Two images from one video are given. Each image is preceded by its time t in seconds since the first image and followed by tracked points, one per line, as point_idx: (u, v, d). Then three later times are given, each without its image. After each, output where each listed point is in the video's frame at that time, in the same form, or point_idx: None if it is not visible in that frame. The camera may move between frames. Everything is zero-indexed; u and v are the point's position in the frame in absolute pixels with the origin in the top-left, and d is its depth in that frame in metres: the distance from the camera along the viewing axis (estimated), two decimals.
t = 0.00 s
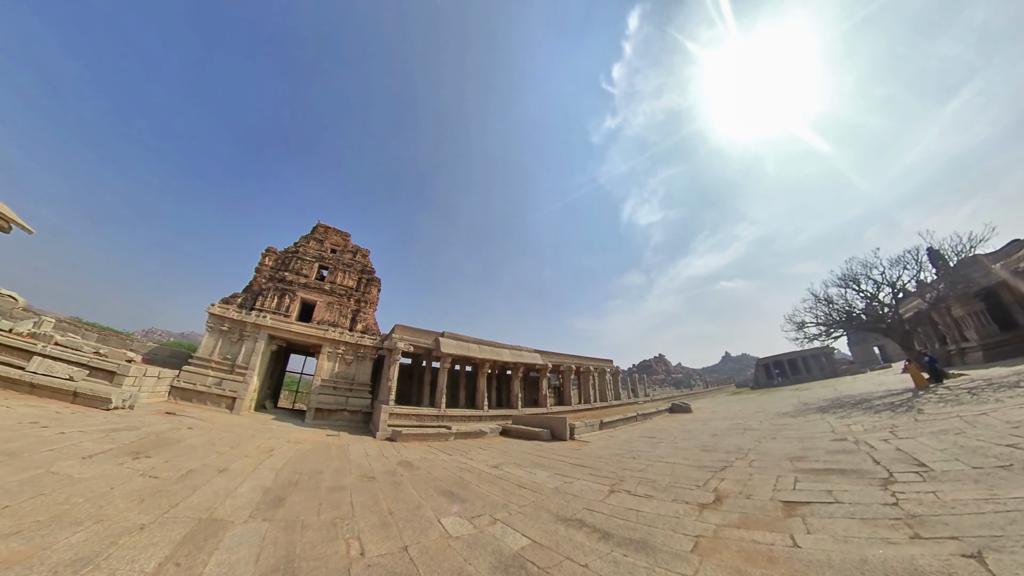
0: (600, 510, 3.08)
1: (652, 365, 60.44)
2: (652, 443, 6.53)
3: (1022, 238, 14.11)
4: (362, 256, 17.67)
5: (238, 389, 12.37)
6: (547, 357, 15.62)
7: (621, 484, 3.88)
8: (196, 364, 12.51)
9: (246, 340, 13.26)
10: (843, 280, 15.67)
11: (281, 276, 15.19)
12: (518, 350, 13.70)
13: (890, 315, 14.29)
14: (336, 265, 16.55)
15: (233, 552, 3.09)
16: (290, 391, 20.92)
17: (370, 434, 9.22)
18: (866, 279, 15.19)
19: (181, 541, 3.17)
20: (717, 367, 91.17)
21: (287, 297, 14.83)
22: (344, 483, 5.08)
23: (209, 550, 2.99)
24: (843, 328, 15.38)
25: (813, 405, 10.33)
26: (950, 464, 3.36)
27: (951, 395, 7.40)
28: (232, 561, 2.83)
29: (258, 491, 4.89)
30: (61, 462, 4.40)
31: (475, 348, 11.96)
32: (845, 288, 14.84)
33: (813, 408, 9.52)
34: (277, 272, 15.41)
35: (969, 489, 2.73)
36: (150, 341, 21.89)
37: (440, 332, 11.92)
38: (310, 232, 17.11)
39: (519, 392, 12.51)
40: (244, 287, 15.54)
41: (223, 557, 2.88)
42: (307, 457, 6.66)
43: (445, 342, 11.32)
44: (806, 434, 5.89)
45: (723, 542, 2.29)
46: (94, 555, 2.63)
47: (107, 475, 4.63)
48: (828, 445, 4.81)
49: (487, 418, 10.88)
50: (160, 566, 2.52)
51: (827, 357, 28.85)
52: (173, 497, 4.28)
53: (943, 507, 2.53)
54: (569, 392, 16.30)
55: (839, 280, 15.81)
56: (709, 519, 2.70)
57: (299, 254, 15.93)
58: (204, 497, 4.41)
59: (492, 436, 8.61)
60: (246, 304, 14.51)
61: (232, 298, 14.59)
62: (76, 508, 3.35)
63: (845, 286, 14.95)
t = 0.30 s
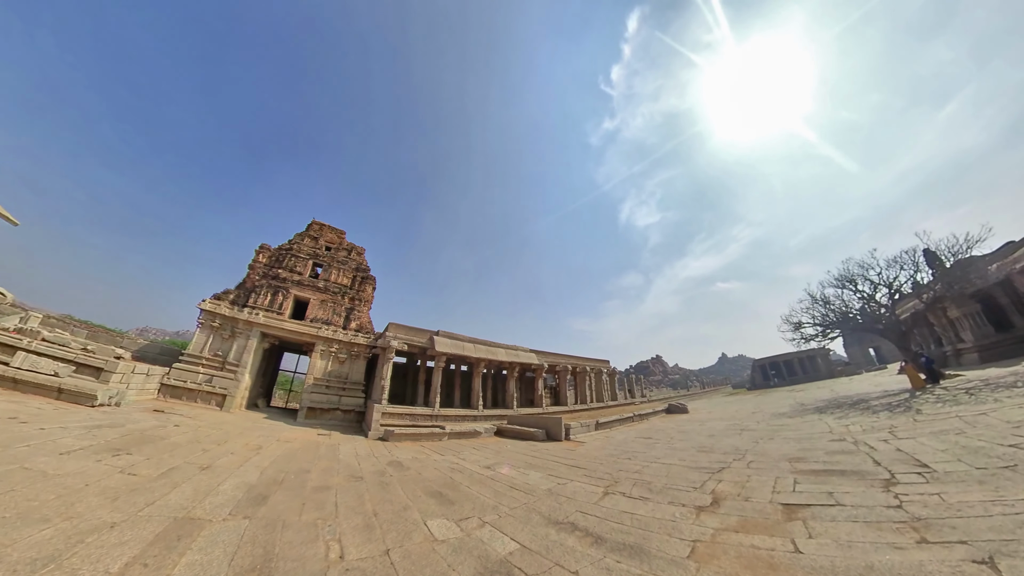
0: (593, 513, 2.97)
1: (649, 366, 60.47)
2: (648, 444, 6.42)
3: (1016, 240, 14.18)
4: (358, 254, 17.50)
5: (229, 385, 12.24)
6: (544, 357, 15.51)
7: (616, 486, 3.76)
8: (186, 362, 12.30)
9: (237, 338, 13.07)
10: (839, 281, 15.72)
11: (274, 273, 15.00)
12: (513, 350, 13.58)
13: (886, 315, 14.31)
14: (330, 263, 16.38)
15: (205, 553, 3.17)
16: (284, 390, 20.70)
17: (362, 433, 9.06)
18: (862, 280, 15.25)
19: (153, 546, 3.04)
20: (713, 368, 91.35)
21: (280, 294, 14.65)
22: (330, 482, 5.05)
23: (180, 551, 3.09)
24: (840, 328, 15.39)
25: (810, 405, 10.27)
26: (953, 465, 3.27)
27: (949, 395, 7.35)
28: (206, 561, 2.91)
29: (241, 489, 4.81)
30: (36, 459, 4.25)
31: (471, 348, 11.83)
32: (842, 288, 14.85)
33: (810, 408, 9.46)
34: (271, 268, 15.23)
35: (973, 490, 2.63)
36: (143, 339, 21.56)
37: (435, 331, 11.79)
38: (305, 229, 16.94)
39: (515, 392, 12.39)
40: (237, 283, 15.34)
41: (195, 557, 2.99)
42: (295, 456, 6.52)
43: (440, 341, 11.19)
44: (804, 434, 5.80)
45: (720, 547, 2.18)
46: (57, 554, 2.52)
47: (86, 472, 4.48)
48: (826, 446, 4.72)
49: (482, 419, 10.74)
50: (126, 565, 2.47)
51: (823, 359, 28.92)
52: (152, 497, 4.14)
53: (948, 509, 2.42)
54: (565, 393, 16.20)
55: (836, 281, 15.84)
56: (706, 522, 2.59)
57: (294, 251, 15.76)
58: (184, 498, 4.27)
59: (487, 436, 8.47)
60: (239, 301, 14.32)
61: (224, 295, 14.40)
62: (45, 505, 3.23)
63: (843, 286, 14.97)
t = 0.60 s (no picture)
0: (584, 520, 2.85)
1: (646, 367, 60.49)
2: (643, 446, 6.32)
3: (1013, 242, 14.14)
4: (352, 252, 17.31)
5: (219, 384, 12.05)
6: (539, 357, 15.40)
7: (609, 490, 3.65)
8: (176, 360, 12.09)
9: (229, 336, 12.87)
10: (835, 283, 15.74)
11: (267, 270, 14.82)
12: (508, 350, 13.46)
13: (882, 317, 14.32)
14: (324, 261, 16.19)
15: (175, 557, 3.03)
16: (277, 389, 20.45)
17: (354, 434, 8.91)
18: (858, 282, 15.27)
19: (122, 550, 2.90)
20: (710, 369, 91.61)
21: (273, 292, 14.46)
22: (316, 484, 4.93)
23: (147, 556, 2.95)
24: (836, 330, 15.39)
25: (806, 406, 10.22)
26: (955, 469, 3.18)
27: (946, 397, 7.31)
28: (174, 568, 2.80)
29: (222, 490, 4.67)
30: (8, 458, 4.09)
31: (465, 348, 11.71)
32: (839, 289, 14.86)
33: (806, 410, 9.42)
34: (263, 266, 15.03)
35: (978, 496, 2.54)
36: (133, 337, 21.20)
37: (429, 330, 11.65)
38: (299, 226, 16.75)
39: (510, 392, 12.28)
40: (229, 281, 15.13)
41: (164, 563, 2.86)
42: (282, 457, 6.36)
43: (433, 341, 11.06)
44: (801, 437, 5.72)
45: (716, 558, 2.07)
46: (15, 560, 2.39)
47: (61, 472, 4.33)
48: (825, 449, 4.62)
49: (476, 419, 10.62)
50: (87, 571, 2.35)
51: (819, 360, 29.03)
52: (128, 500, 3.98)
53: (953, 517, 2.32)
54: (561, 393, 16.09)
55: (832, 282, 15.85)
56: (700, 530, 2.48)
57: (287, 249, 15.57)
58: (162, 501, 4.12)
59: (480, 437, 8.35)
60: (231, 298, 14.12)
61: (215, 292, 14.19)
62: (10, 505, 3.08)
63: (839, 288, 14.98)
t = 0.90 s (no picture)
0: (571, 525, 2.75)
1: (641, 367, 60.64)
2: (636, 448, 6.24)
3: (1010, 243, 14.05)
4: (345, 249, 17.11)
5: (208, 382, 11.82)
6: (533, 357, 15.30)
7: (598, 493, 3.56)
8: (164, 357, 11.85)
9: (218, 333, 12.65)
10: (829, 284, 15.78)
11: (258, 267, 14.59)
12: (502, 350, 13.35)
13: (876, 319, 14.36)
14: (316, 258, 15.99)
15: (144, 560, 2.90)
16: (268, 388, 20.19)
17: (343, 434, 8.76)
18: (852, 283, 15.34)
19: (86, 555, 2.76)
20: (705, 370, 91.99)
21: (263, 289, 14.25)
22: (299, 484, 4.81)
23: (116, 558, 2.82)
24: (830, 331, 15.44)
25: (799, 408, 10.20)
26: (948, 474, 3.11)
27: (938, 400, 7.30)
28: (139, 572, 2.66)
29: (201, 490, 4.52)
30: None
31: (458, 347, 11.59)
32: (832, 291, 14.92)
33: (800, 411, 9.39)
34: (254, 262, 14.81)
35: (974, 503, 2.46)
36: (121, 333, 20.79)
37: (422, 329, 11.52)
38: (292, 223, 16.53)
39: (503, 392, 12.16)
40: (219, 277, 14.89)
41: (130, 567, 2.73)
42: (268, 457, 6.20)
43: (426, 339, 10.93)
44: (794, 439, 5.67)
45: (704, 568, 1.98)
46: None
47: (32, 471, 4.16)
48: (818, 453, 4.56)
49: (468, 420, 10.50)
50: None
51: (812, 361, 29.23)
52: (101, 501, 3.83)
53: (946, 525, 2.25)
54: (555, 393, 16.02)
55: (827, 284, 15.90)
56: (689, 537, 2.39)
57: (279, 245, 15.36)
58: (135, 503, 3.96)
59: (471, 438, 8.24)
60: (220, 295, 13.89)
61: (204, 289, 13.95)
62: None
63: (832, 289, 15.03)
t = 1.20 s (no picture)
0: (554, 526, 2.67)
1: (634, 365, 61.00)
2: (625, 446, 6.20)
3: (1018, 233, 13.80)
4: (336, 244, 16.85)
5: (194, 378, 11.55)
6: (526, 355, 15.24)
7: (584, 493, 3.49)
8: (148, 352, 11.55)
9: (204, 327, 12.37)
10: (820, 285, 15.92)
11: (246, 261, 14.29)
12: (494, 347, 13.26)
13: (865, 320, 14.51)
14: (306, 253, 15.74)
15: (110, 559, 2.76)
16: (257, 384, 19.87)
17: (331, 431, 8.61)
18: (842, 284, 15.44)
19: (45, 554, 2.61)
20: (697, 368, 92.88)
21: (251, 283, 13.98)
22: (279, 481, 4.67)
23: (79, 556, 2.68)
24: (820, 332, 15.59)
25: (789, 407, 10.26)
26: (936, 477, 3.07)
27: (925, 400, 7.36)
28: (102, 572, 2.52)
29: (177, 487, 4.37)
30: None
31: (449, 344, 11.47)
32: (823, 292, 15.05)
33: (789, 410, 9.43)
34: (242, 256, 14.52)
35: (964, 507, 2.41)
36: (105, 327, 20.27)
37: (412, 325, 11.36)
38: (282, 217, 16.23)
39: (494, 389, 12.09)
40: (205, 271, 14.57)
41: (93, 566, 2.59)
42: (250, 453, 6.03)
43: (416, 336, 10.79)
44: (783, 439, 5.66)
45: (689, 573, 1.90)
46: None
47: None
48: (806, 453, 4.54)
49: (458, 417, 10.40)
50: None
51: (802, 360, 29.64)
52: (69, 499, 3.66)
53: (936, 530, 2.19)
54: (547, 391, 15.98)
55: (818, 285, 16.03)
56: (675, 540, 2.32)
57: (268, 239, 15.07)
58: (106, 500, 3.80)
59: (461, 435, 8.15)
60: (207, 289, 13.59)
61: (190, 282, 13.64)
62: None
63: (823, 290, 15.16)
